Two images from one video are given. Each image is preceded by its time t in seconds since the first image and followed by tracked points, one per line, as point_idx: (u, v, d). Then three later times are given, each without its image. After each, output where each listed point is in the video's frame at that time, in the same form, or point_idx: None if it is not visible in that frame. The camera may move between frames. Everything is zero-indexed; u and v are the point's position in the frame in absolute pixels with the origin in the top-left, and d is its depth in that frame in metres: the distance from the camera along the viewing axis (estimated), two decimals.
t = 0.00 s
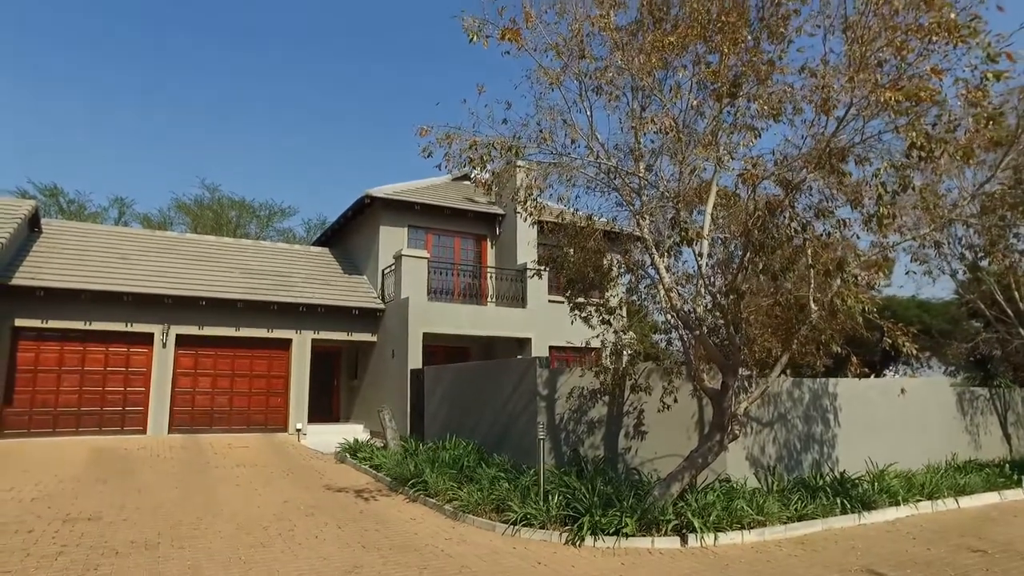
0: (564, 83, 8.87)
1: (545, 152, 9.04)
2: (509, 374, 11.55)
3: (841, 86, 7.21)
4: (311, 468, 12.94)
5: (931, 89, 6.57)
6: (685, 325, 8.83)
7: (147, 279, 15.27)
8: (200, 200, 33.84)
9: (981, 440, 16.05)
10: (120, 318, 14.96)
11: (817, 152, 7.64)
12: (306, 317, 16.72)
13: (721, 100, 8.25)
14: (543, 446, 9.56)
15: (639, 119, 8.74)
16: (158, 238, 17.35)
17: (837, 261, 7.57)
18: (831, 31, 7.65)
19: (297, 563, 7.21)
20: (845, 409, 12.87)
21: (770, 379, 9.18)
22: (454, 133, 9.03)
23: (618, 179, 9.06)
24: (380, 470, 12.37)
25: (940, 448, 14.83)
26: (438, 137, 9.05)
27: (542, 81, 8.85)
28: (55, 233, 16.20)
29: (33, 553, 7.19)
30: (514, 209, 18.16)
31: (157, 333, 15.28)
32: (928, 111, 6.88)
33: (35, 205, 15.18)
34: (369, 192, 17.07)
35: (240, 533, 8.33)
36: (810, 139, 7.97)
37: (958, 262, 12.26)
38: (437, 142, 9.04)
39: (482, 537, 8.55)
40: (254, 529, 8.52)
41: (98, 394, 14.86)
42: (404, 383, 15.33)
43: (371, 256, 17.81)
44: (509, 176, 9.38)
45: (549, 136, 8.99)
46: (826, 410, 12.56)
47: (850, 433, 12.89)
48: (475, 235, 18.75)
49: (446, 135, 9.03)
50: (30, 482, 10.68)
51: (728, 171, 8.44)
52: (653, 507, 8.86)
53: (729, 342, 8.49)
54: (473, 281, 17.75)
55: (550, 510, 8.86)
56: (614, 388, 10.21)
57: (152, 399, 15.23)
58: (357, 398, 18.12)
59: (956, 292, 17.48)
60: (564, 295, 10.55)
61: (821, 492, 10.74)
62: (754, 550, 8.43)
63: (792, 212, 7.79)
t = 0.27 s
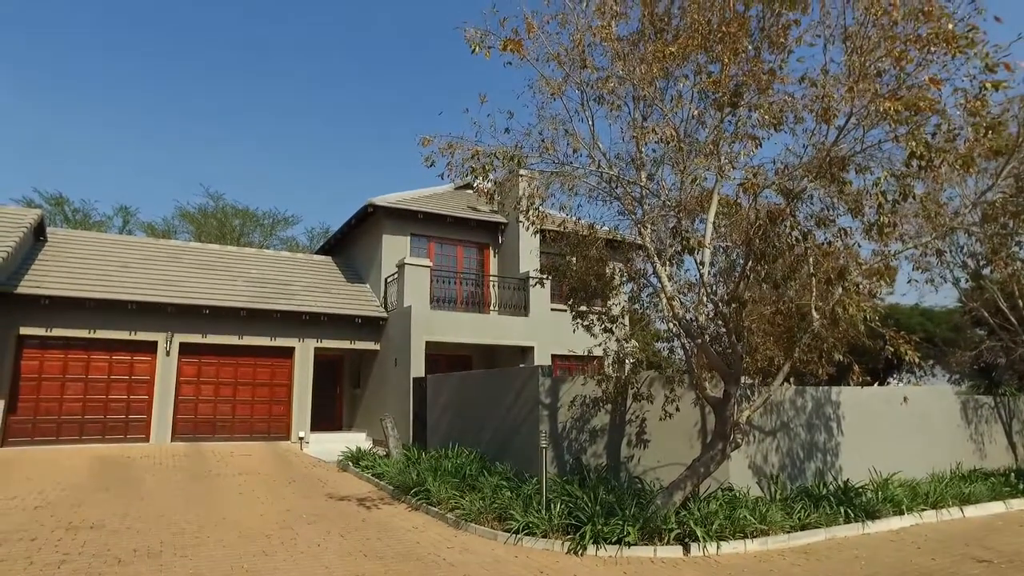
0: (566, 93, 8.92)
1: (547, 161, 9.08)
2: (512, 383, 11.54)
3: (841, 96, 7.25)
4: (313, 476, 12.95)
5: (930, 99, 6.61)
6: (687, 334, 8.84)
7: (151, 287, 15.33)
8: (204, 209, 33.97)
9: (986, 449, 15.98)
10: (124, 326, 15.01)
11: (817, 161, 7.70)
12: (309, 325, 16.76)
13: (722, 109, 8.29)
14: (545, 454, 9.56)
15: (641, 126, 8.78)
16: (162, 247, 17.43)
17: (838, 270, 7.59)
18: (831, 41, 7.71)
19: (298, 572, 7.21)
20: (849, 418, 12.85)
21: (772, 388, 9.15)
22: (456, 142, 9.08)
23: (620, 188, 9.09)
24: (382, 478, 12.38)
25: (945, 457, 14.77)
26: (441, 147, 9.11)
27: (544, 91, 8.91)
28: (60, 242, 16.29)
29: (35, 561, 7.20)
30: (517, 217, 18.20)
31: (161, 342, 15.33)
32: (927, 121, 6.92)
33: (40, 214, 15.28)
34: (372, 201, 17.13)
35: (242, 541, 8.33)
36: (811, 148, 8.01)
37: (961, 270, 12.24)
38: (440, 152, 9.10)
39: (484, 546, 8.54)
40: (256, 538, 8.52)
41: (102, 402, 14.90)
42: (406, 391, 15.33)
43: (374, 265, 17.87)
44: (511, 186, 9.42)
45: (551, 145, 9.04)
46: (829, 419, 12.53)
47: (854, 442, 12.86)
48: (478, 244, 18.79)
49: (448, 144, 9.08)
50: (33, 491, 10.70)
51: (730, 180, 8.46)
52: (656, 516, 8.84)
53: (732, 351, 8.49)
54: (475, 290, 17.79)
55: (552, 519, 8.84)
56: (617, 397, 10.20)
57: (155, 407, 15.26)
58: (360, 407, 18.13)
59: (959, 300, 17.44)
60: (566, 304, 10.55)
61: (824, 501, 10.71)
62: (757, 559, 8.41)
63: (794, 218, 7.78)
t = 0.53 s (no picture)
0: (567, 101, 8.96)
1: (548, 169, 9.12)
2: (514, 390, 11.54)
3: (840, 104, 7.28)
4: (314, 483, 12.94)
5: (928, 107, 6.66)
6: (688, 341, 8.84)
7: (153, 294, 15.37)
8: (206, 215, 34.07)
9: (989, 456, 15.94)
10: (127, 333, 15.05)
11: (817, 168, 7.73)
12: (311, 332, 16.79)
13: (723, 117, 8.32)
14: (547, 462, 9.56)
15: (641, 134, 8.81)
16: (165, 254, 17.49)
17: (839, 277, 7.62)
18: (830, 49, 7.75)
19: None
20: (851, 425, 12.83)
21: (773, 395, 9.15)
22: (457, 150, 9.13)
23: (620, 195, 9.12)
24: (384, 485, 12.38)
25: (948, 464, 14.74)
26: (442, 155, 9.15)
27: (545, 99, 8.95)
28: (64, 249, 16.35)
29: (37, 568, 7.21)
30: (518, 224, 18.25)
31: (163, 348, 15.36)
32: (927, 128, 6.96)
33: (44, 222, 15.37)
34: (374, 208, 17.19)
35: (243, 548, 8.33)
36: (811, 156, 8.04)
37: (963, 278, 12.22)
38: (441, 159, 9.14)
39: (486, 553, 8.53)
40: (257, 545, 8.52)
41: (104, 409, 14.92)
42: (408, 399, 15.33)
43: (375, 271, 17.91)
44: (512, 193, 9.47)
45: (552, 153, 9.07)
46: (831, 425, 12.52)
47: (856, 449, 12.84)
48: (479, 251, 18.82)
49: (450, 152, 9.13)
50: (34, 497, 10.71)
51: (730, 188, 8.47)
52: (657, 523, 8.84)
53: (732, 358, 8.49)
54: (477, 297, 17.82)
55: (553, 526, 8.84)
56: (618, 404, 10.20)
57: (157, 414, 15.28)
58: (361, 414, 18.13)
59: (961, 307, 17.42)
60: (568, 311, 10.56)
61: (826, 509, 10.69)
62: (759, 566, 8.39)
63: (794, 226, 7.80)
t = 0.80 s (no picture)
0: (569, 109, 9.01)
1: (550, 177, 9.16)
2: (515, 398, 11.54)
3: (841, 112, 7.32)
4: (316, 491, 12.94)
5: (927, 115, 6.72)
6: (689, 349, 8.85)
7: (156, 301, 15.41)
8: (209, 223, 34.17)
9: (993, 464, 15.89)
10: (129, 340, 15.08)
11: (817, 176, 7.77)
12: (313, 339, 16.81)
13: (723, 125, 8.36)
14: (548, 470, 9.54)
15: (642, 143, 8.85)
16: (168, 262, 17.54)
17: (840, 284, 7.66)
18: (830, 58, 7.80)
19: None
20: (853, 433, 12.80)
21: (775, 403, 9.15)
22: (459, 158, 9.18)
23: (622, 203, 9.14)
24: (385, 493, 12.37)
25: (951, 472, 14.70)
26: (444, 163, 9.19)
27: (547, 108, 8.99)
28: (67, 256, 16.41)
29: None
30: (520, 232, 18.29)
31: (166, 356, 15.39)
32: (927, 136, 7.00)
33: (49, 229, 15.46)
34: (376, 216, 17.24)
35: (245, 556, 8.33)
36: (811, 164, 8.08)
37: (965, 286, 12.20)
38: (443, 168, 9.18)
39: (488, 562, 8.52)
40: (259, 553, 8.52)
41: (106, 417, 14.94)
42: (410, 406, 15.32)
43: (377, 279, 17.94)
44: (514, 201, 9.50)
45: (553, 162, 9.11)
46: (834, 433, 12.50)
47: (859, 457, 12.81)
48: (481, 259, 18.86)
49: (452, 160, 9.17)
50: (37, 505, 10.73)
51: (732, 197, 8.50)
52: (659, 531, 8.82)
53: (734, 366, 8.47)
54: (479, 304, 17.84)
55: (555, 534, 8.82)
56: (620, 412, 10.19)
57: (159, 421, 15.29)
58: (363, 421, 18.13)
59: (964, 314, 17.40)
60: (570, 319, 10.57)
61: (829, 517, 10.66)
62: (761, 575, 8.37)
63: (794, 234, 7.83)
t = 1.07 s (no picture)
0: (570, 119, 9.05)
1: (551, 186, 9.19)
2: (517, 406, 11.53)
3: (840, 121, 7.35)
4: (317, 500, 12.92)
5: (926, 124, 6.78)
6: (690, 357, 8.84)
7: (158, 310, 15.44)
8: (211, 231, 34.25)
9: (997, 473, 15.84)
10: (131, 348, 15.10)
11: (817, 185, 7.79)
12: (314, 347, 16.82)
13: (724, 134, 8.39)
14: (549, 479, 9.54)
15: (643, 152, 8.89)
16: (170, 270, 17.59)
17: (840, 292, 7.65)
18: (829, 67, 7.84)
19: None
20: (855, 441, 12.78)
21: (776, 411, 9.14)
22: (461, 168, 9.22)
23: (623, 212, 9.17)
24: (387, 502, 12.36)
25: (955, 480, 14.65)
26: (446, 173, 9.23)
27: (548, 118, 9.03)
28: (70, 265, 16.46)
29: None
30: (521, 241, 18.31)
31: (167, 364, 15.41)
32: (926, 146, 7.03)
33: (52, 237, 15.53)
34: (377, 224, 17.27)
35: (245, 566, 8.32)
36: (811, 173, 8.10)
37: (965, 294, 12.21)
38: (445, 177, 9.22)
39: (489, 571, 8.51)
40: (259, 562, 8.51)
41: (108, 425, 14.94)
42: (410, 414, 15.32)
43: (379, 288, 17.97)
44: (515, 210, 9.53)
45: (554, 171, 9.15)
46: (836, 441, 12.47)
47: (861, 465, 12.78)
48: (483, 267, 18.88)
49: (453, 170, 9.21)
50: (38, 514, 10.72)
51: (732, 206, 8.52)
52: (661, 540, 8.80)
53: (734, 375, 8.45)
54: (481, 313, 17.85)
55: (556, 543, 8.81)
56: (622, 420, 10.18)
57: (160, 430, 15.29)
58: (365, 430, 18.12)
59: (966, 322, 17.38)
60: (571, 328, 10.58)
61: (832, 526, 10.63)
62: None
63: (795, 242, 7.85)
